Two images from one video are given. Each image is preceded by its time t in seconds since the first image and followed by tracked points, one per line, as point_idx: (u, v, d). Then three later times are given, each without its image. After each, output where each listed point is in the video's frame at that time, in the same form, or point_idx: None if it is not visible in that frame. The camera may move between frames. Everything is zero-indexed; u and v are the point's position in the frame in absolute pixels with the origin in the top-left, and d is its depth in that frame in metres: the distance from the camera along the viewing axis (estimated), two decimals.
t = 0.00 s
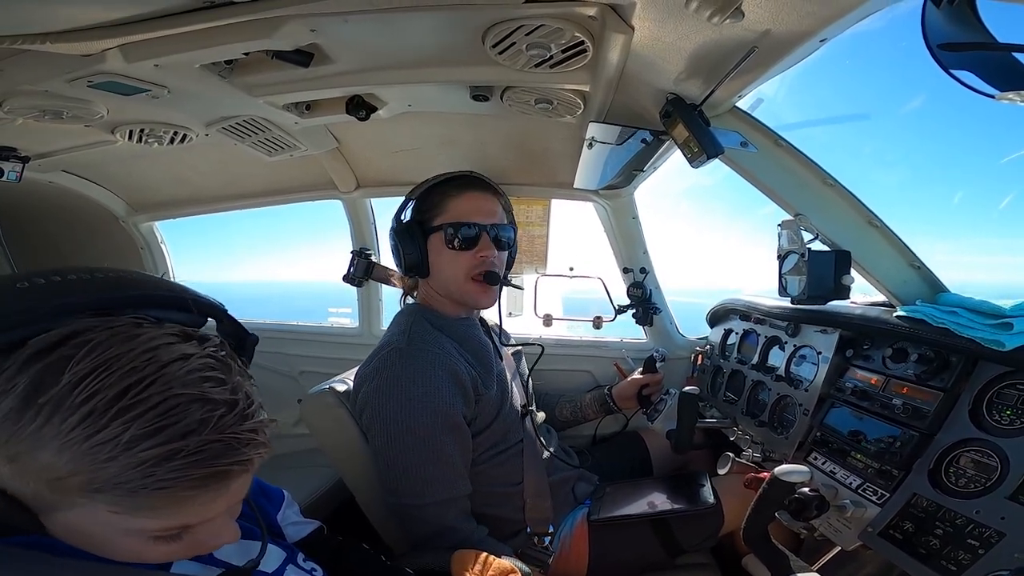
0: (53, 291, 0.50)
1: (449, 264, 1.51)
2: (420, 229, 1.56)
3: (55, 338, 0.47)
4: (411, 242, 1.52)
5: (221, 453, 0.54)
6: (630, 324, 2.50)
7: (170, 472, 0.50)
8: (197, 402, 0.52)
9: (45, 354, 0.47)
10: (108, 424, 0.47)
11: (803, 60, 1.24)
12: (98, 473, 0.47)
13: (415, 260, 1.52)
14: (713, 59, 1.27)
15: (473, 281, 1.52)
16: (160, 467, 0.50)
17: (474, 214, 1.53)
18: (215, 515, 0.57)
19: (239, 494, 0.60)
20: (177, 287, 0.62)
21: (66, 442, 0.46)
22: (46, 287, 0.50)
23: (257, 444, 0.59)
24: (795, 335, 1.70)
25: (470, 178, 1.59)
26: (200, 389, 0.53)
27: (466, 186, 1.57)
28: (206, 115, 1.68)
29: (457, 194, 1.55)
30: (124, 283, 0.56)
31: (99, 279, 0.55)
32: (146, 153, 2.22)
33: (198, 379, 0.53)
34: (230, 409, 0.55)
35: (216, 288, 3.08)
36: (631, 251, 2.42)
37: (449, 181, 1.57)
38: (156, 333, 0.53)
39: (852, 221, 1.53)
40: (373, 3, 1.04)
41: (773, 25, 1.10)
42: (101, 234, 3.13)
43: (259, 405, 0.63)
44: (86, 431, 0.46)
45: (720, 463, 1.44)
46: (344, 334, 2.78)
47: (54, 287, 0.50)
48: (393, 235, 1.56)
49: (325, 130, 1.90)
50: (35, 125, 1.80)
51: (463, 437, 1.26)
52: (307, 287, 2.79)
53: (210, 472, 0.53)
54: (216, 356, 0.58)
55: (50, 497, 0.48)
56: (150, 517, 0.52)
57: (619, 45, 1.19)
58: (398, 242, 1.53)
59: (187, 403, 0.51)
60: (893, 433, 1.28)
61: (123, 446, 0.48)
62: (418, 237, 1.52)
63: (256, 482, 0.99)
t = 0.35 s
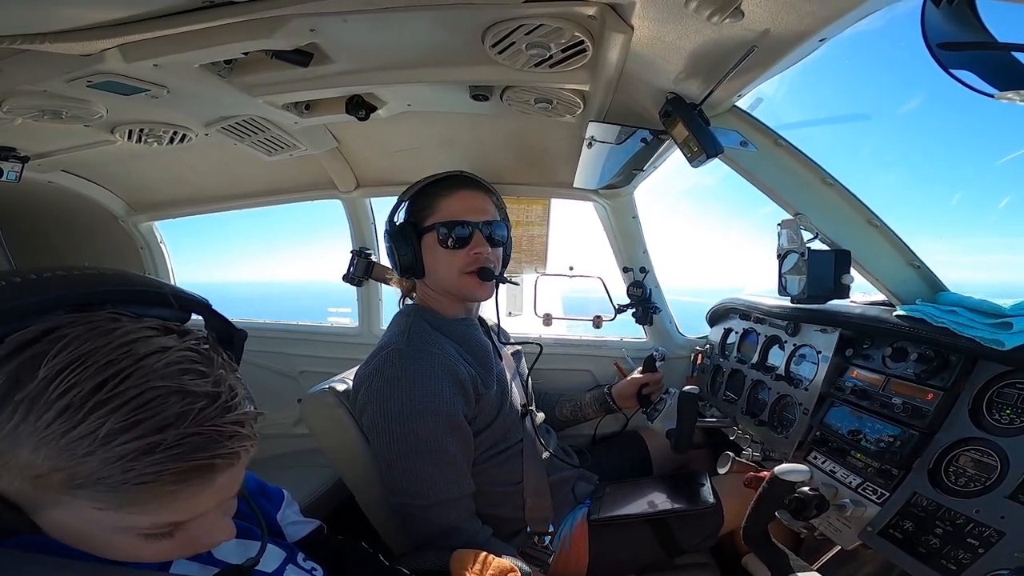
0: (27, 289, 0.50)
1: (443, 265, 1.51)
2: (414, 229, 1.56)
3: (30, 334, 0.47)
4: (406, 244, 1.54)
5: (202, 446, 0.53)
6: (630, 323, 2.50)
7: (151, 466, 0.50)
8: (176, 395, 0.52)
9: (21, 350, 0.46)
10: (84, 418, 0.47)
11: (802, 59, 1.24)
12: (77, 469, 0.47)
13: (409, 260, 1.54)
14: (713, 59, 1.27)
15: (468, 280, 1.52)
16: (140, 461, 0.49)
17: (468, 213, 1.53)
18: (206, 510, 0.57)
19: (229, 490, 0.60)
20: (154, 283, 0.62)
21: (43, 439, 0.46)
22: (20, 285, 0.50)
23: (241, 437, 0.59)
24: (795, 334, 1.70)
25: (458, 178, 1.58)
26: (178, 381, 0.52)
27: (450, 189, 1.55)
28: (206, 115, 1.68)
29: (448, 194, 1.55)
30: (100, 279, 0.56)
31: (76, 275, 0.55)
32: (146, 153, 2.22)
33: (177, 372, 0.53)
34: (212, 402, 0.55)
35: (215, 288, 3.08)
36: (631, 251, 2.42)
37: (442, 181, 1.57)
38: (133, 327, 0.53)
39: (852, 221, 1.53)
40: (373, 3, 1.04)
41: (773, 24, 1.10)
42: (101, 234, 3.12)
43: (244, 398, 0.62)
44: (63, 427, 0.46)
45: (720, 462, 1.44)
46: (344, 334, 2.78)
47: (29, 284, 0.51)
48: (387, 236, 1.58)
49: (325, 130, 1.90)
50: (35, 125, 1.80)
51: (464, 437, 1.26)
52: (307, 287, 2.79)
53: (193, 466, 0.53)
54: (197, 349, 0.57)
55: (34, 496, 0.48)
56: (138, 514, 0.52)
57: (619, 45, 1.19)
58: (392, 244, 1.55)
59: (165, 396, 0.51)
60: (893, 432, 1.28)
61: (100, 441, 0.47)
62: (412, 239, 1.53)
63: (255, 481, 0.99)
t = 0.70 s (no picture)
0: (25, 290, 0.50)
1: (479, 263, 1.52)
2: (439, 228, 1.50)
3: (29, 335, 0.47)
4: (441, 238, 1.46)
5: (202, 446, 0.53)
6: (630, 323, 2.50)
7: (150, 466, 0.50)
8: (175, 395, 0.52)
9: (19, 350, 0.46)
10: (84, 418, 0.47)
11: (803, 59, 1.24)
12: (77, 469, 0.47)
13: (445, 258, 1.46)
14: (713, 58, 1.26)
15: (499, 278, 1.56)
16: (140, 461, 0.49)
17: (489, 217, 1.54)
18: (205, 511, 0.57)
19: (229, 490, 0.60)
20: (154, 283, 0.63)
21: (42, 439, 0.46)
22: (19, 286, 0.50)
23: (241, 437, 0.58)
24: (796, 334, 1.70)
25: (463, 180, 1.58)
26: (177, 380, 0.52)
27: (465, 192, 1.54)
28: (206, 116, 1.68)
29: (473, 195, 1.54)
30: (99, 281, 0.56)
31: (75, 276, 0.56)
32: (146, 154, 2.22)
33: (176, 372, 0.53)
34: (212, 402, 0.55)
35: (215, 289, 3.09)
36: (631, 251, 2.42)
37: (460, 183, 1.56)
38: (132, 327, 0.53)
39: (853, 221, 1.53)
40: (373, 3, 1.04)
41: (774, 24, 1.10)
42: (101, 234, 3.12)
43: (244, 398, 0.62)
44: (62, 427, 0.46)
45: (720, 463, 1.44)
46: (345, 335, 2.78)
47: (29, 285, 0.51)
48: (413, 234, 1.46)
49: (325, 130, 1.90)
50: (35, 126, 1.80)
51: (465, 438, 1.26)
52: (308, 287, 2.79)
53: (193, 465, 0.53)
54: (196, 350, 0.57)
55: (33, 496, 0.48)
56: (139, 514, 0.52)
57: (619, 45, 1.19)
58: (425, 240, 1.44)
59: (165, 396, 0.51)
60: (894, 432, 1.28)
61: (100, 441, 0.47)
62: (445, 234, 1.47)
63: (256, 482, 0.99)
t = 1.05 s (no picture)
0: (44, 293, 0.50)
1: (487, 267, 1.53)
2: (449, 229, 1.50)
3: (48, 338, 0.47)
4: (453, 240, 1.45)
5: (216, 451, 0.53)
6: (630, 325, 2.51)
7: (163, 470, 0.50)
8: (190, 400, 0.52)
9: (38, 353, 0.46)
10: (101, 422, 0.47)
11: (801, 61, 1.24)
12: (92, 472, 0.47)
13: (456, 259, 1.45)
14: (712, 60, 1.27)
15: (503, 283, 1.58)
16: (154, 464, 0.49)
17: (494, 221, 1.55)
18: (212, 513, 0.56)
19: (236, 494, 0.59)
20: (170, 290, 0.63)
21: (59, 441, 0.46)
22: (36, 289, 0.50)
23: (252, 443, 0.58)
24: (795, 335, 1.70)
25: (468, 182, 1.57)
26: (193, 386, 0.52)
27: (476, 195, 1.54)
28: (206, 117, 1.68)
29: (483, 198, 1.54)
30: (115, 285, 0.57)
31: (92, 280, 0.55)
32: (145, 155, 2.22)
33: (191, 377, 0.53)
34: (225, 407, 0.55)
35: (214, 291, 3.09)
36: (631, 252, 2.42)
37: (467, 186, 1.56)
38: (149, 332, 0.53)
39: (852, 222, 1.53)
40: (372, 5, 1.04)
41: (772, 26, 1.10)
42: (100, 236, 3.12)
43: (254, 404, 0.62)
44: (80, 430, 0.46)
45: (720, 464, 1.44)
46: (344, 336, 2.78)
47: (48, 288, 0.51)
48: (428, 232, 1.44)
49: (324, 132, 1.90)
50: (33, 127, 1.80)
51: (465, 439, 1.26)
52: (307, 289, 2.79)
53: (205, 470, 0.53)
54: (210, 355, 0.57)
55: (46, 497, 0.48)
56: (146, 517, 0.52)
57: (619, 46, 1.19)
58: (439, 238, 1.43)
59: (180, 401, 0.51)
60: (894, 434, 1.28)
61: (117, 444, 0.47)
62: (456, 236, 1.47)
63: (256, 485, 0.99)
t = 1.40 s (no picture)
0: (17, 292, 0.50)
1: (484, 269, 1.53)
2: (446, 230, 1.50)
3: (21, 339, 0.47)
4: (450, 240, 1.45)
5: (197, 451, 0.53)
6: (629, 325, 2.51)
7: (143, 472, 0.50)
8: (169, 399, 0.51)
9: (11, 354, 0.46)
10: (77, 423, 0.46)
11: (800, 61, 1.24)
12: (70, 474, 0.47)
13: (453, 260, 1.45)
14: (711, 60, 1.27)
15: (501, 285, 1.58)
16: (133, 466, 0.49)
17: (495, 222, 1.55)
18: (201, 515, 0.57)
19: (226, 493, 0.59)
20: (151, 287, 0.64)
21: (34, 444, 0.45)
22: (11, 290, 0.50)
23: (237, 442, 0.58)
24: (794, 335, 1.70)
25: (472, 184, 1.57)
26: (172, 385, 0.52)
27: (474, 195, 1.54)
28: (204, 118, 1.68)
29: (482, 198, 1.54)
30: (93, 284, 0.57)
31: (71, 279, 0.55)
32: (144, 156, 2.21)
33: (170, 376, 0.52)
34: (207, 406, 0.55)
35: (214, 292, 3.08)
36: (630, 253, 2.42)
37: (467, 185, 1.56)
38: (126, 331, 0.53)
39: (850, 222, 1.53)
40: (371, 5, 1.04)
41: (771, 26, 1.10)
42: (99, 237, 3.12)
43: (239, 402, 0.62)
44: (55, 432, 0.46)
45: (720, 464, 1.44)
46: (344, 337, 2.77)
47: (22, 288, 0.51)
48: (426, 233, 1.44)
49: (323, 133, 1.90)
50: (32, 128, 1.79)
51: (464, 440, 1.25)
52: (307, 290, 2.79)
53: (187, 471, 0.53)
54: (191, 353, 0.57)
55: (27, 500, 0.48)
56: (132, 519, 0.52)
57: (617, 47, 1.19)
58: (436, 239, 1.43)
59: (158, 400, 0.51)
60: (893, 433, 1.28)
61: (93, 445, 0.47)
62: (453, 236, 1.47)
63: (254, 485, 0.99)
